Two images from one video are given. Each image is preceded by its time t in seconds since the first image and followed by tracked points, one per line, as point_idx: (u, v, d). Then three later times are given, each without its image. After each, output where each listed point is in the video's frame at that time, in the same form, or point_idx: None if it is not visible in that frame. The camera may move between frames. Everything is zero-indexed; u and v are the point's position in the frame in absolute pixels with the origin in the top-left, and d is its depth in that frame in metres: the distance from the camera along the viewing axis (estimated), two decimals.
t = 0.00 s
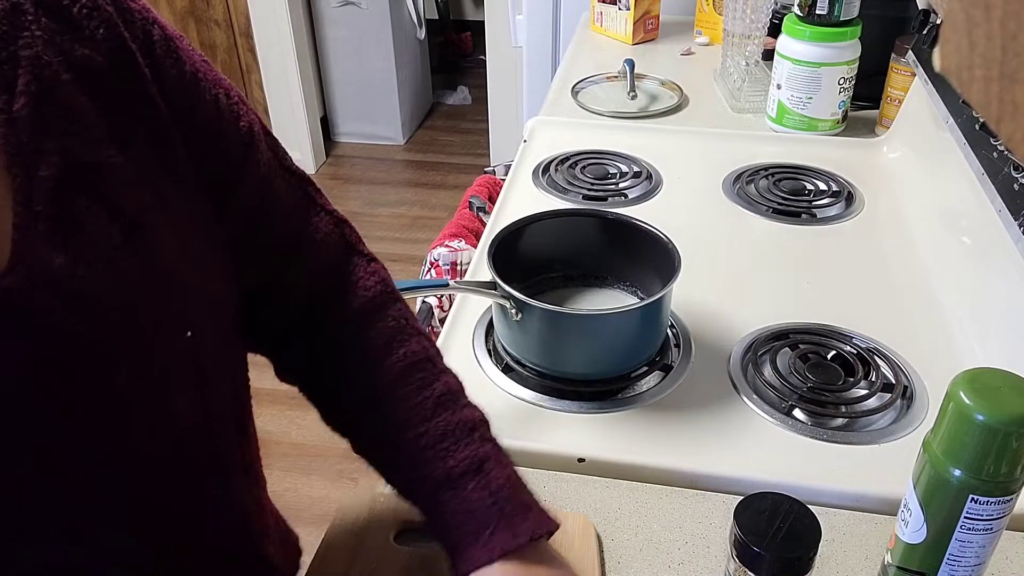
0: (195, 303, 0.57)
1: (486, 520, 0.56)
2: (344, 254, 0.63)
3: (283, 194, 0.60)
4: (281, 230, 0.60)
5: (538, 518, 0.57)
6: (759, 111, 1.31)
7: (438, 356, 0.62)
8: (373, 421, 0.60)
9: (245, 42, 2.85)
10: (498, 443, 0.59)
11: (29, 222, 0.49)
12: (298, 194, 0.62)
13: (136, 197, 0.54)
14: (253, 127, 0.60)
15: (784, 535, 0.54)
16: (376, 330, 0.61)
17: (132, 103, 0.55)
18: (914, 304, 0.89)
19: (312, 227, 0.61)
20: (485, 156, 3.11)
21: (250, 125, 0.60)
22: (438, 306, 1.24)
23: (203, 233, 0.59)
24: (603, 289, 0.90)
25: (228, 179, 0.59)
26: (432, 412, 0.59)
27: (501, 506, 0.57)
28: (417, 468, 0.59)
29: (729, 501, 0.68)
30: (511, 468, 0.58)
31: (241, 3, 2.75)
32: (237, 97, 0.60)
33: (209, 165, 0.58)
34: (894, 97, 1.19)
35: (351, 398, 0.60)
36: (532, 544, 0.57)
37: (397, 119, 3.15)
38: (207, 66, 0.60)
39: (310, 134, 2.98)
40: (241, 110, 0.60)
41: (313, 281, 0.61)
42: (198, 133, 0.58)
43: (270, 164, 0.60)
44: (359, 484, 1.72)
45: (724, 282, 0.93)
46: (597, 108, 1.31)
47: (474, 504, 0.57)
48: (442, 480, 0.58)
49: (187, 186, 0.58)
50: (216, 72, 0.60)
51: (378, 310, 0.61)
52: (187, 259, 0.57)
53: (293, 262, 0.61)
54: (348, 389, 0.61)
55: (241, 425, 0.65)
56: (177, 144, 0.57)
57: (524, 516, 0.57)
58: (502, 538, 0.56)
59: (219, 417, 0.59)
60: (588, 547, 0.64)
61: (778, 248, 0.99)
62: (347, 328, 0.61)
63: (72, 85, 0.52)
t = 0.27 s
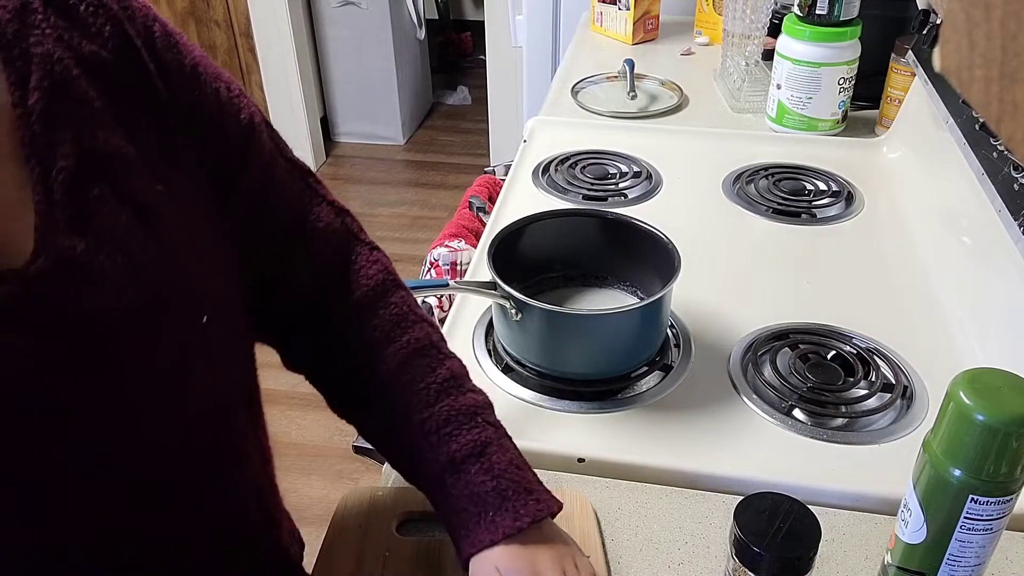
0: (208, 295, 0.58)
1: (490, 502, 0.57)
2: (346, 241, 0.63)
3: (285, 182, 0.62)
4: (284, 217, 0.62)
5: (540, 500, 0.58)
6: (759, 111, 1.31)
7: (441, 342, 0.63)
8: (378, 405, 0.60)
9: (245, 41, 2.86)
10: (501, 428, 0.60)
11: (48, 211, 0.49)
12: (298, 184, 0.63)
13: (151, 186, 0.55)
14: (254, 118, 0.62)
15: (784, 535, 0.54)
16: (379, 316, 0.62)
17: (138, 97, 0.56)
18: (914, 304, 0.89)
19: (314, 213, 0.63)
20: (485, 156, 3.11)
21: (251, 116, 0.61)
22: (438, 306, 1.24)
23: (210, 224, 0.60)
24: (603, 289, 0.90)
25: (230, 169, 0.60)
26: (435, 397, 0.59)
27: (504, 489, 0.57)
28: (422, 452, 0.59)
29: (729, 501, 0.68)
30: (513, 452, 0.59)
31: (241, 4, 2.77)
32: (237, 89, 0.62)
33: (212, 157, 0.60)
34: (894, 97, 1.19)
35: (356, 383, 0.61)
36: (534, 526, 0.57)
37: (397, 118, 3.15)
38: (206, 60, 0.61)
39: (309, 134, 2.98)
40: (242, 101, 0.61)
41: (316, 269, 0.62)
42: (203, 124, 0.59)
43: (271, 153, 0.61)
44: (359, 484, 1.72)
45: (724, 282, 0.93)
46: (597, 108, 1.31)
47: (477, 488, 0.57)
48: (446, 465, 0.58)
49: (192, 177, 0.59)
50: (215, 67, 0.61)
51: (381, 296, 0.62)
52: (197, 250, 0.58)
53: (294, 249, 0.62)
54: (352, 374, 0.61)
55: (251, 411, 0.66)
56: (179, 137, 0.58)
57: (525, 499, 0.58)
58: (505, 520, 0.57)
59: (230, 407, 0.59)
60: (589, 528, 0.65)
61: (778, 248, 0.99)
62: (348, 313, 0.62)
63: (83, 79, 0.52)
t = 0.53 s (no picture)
0: (234, 270, 0.57)
1: (507, 484, 0.58)
2: (375, 220, 0.63)
3: (320, 160, 0.62)
4: (316, 193, 0.62)
5: (555, 487, 0.59)
6: (759, 111, 1.31)
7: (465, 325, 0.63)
8: (399, 383, 0.60)
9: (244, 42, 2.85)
10: (519, 413, 0.61)
11: (83, 171, 0.49)
12: (334, 162, 0.63)
13: (183, 152, 0.55)
14: (293, 93, 0.62)
15: (784, 535, 0.54)
16: (406, 295, 0.62)
17: (179, 64, 0.56)
18: (913, 304, 0.89)
19: (348, 191, 0.63)
20: (485, 156, 3.11)
21: (289, 92, 0.61)
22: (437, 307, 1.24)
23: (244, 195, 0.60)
24: (603, 289, 0.90)
25: (268, 143, 0.61)
26: (458, 379, 0.60)
27: (521, 472, 0.58)
28: (440, 432, 0.59)
29: (729, 501, 0.68)
30: (530, 438, 0.60)
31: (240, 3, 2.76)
32: (279, 64, 0.62)
33: (248, 128, 0.60)
34: (894, 97, 1.19)
35: (378, 360, 0.61)
36: (549, 510, 0.58)
37: (397, 118, 3.15)
38: (249, 35, 0.61)
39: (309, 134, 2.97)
40: (282, 77, 0.61)
41: (347, 245, 0.62)
42: (243, 94, 0.59)
43: (308, 130, 0.61)
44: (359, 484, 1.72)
45: (724, 282, 0.93)
46: (597, 108, 1.32)
47: (494, 470, 0.58)
48: (465, 445, 0.58)
49: (227, 149, 0.60)
50: (257, 41, 0.62)
51: (408, 277, 0.62)
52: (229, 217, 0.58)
53: (325, 224, 0.62)
54: (375, 350, 0.61)
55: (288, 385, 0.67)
56: (218, 110, 0.59)
57: (541, 484, 0.59)
58: (520, 503, 0.58)
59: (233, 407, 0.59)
60: (592, 524, 0.66)
61: (778, 248, 0.99)
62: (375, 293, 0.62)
63: (123, 42, 0.52)
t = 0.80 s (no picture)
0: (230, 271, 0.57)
1: (504, 483, 0.57)
2: (395, 210, 0.63)
3: (343, 147, 0.62)
4: (339, 180, 0.62)
5: (554, 488, 0.59)
6: (759, 111, 1.31)
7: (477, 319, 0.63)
8: (407, 372, 0.61)
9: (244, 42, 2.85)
10: (523, 412, 0.60)
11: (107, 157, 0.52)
12: (359, 150, 0.62)
13: (203, 140, 0.56)
14: (322, 79, 0.61)
15: (784, 535, 0.54)
16: (416, 287, 0.61)
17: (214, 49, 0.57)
18: (914, 304, 0.89)
19: (371, 179, 0.62)
20: (485, 156, 3.10)
21: (318, 77, 0.61)
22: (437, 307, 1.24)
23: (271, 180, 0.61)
24: (603, 289, 0.90)
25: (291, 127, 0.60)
26: (462, 374, 0.59)
27: (518, 471, 0.58)
28: (442, 424, 0.59)
29: (729, 501, 0.68)
30: (532, 437, 0.59)
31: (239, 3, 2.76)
32: (313, 49, 0.62)
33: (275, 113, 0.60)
34: (894, 97, 1.19)
35: (389, 350, 0.62)
36: (547, 510, 0.58)
37: (397, 118, 3.15)
38: (284, 20, 0.61)
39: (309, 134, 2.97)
40: (313, 63, 0.61)
41: (366, 231, 0.62)
42: (269, 80, 0.59)
43: (334, 116, 0.61)
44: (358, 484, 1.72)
45: (724, 282, 0.93)
46: (597, 108, 1.32)
47: (492, 467, 0.57)
48: (467, 440, 0.58)
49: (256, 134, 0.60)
50: (292, 26, 0.62)
51: (422, 269, 0.62)
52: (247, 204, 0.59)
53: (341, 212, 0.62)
54: (387, 340, 0.62)
55: (312, 355, 0.70)
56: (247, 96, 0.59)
57: (540, 484, 0.58)
58: (517, 501, 0.57)
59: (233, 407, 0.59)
60: (593, 524, 0.65)
61: (778, 248, 0.99)
62: (388, 284, 0.62)
63: (158, 26, 0.54)
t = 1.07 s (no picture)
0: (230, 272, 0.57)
1: (498, 490, 0.57)
2: (399, 211, 0.63)
3: (347, 146, 0.62)
4: (342, 180, 0.62)
5: (548, 497, 0.59)
6: (759, 111, 1.31)
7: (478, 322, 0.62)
8: (408, 373, 0.60)
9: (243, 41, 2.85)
10: (521, 418, 0.60)
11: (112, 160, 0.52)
12: (363, 149, 0.62)
13: (208, 139, 0.56)
14: (327, 77, 0.61)
15: (784, 535, 0.54)
16: (420, 288, 0.61)
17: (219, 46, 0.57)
18: (914, 304, 0.89)
19: (375, 179, 0.63)
20: (485, 155, 3.10)
21: (322, 76, 0.61)
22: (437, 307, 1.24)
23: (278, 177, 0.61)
24: (603, 289, 0.90)
25: (296, 124, 0.61)
26: (462, 378, 0.59)
27: (514, 479, 0.58)
28: (440, 427, 0.59)
29: (729, 501, 0.68)
30: (528, 444, 0.59)
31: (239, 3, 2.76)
32: (319, 47, 0.62)
33: (279, 111, 0.61)
34: (894, 97, 1.19)
35: (389, 350, 0.61)
36: (540, 518, 0.58)
37: (397, 118, 3.15)
38: (290, 18, 0.61)
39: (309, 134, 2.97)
40: (317, 62, 0.61)
41: (368, 231, 0.63)
42: (274, 78, 0.60)
43: (338, 115, 0.61)
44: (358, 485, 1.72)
45: (724, 282, 0.93)
46: (597, 108, 1.32)
47: (488, 473, 0.57)
48: (464, 444, 0.58)
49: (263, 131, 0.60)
50: (298, 23, 0.62)
51: (425, 270, 0.62)
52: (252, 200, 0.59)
53: (343, 211, 0.63)
54: (387, 340, 0.61)
55: (312, 355, 0.70)
56: (256, 92, 0.59)
57: (534, 492, 0.58)
58: (511, 509, 0.57)
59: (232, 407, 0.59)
60: (591, 525, 0.66)
61: (778, 249, 0.99)
62: (389, 285, 0.62)
63: (166, 25, 0.54)
